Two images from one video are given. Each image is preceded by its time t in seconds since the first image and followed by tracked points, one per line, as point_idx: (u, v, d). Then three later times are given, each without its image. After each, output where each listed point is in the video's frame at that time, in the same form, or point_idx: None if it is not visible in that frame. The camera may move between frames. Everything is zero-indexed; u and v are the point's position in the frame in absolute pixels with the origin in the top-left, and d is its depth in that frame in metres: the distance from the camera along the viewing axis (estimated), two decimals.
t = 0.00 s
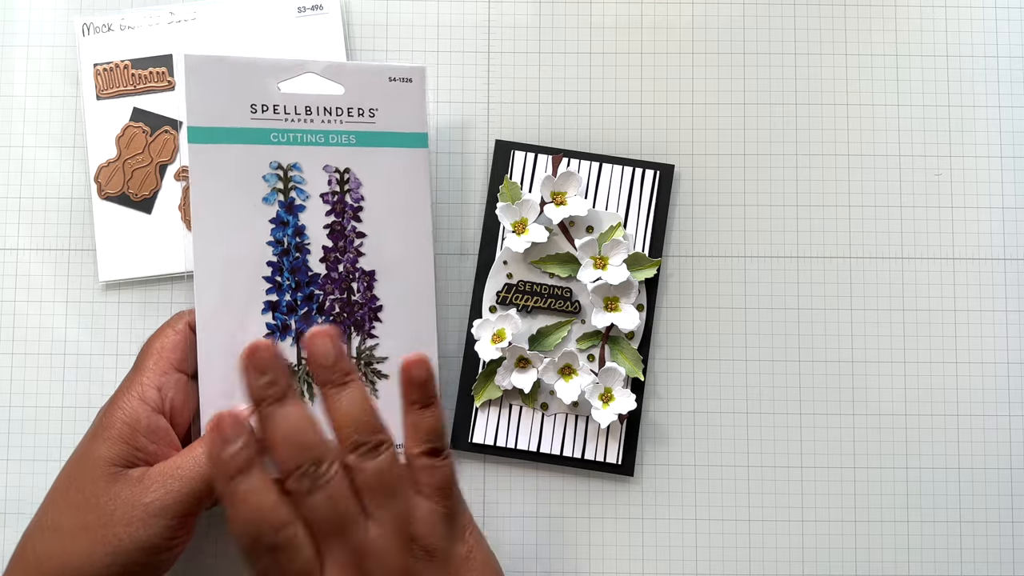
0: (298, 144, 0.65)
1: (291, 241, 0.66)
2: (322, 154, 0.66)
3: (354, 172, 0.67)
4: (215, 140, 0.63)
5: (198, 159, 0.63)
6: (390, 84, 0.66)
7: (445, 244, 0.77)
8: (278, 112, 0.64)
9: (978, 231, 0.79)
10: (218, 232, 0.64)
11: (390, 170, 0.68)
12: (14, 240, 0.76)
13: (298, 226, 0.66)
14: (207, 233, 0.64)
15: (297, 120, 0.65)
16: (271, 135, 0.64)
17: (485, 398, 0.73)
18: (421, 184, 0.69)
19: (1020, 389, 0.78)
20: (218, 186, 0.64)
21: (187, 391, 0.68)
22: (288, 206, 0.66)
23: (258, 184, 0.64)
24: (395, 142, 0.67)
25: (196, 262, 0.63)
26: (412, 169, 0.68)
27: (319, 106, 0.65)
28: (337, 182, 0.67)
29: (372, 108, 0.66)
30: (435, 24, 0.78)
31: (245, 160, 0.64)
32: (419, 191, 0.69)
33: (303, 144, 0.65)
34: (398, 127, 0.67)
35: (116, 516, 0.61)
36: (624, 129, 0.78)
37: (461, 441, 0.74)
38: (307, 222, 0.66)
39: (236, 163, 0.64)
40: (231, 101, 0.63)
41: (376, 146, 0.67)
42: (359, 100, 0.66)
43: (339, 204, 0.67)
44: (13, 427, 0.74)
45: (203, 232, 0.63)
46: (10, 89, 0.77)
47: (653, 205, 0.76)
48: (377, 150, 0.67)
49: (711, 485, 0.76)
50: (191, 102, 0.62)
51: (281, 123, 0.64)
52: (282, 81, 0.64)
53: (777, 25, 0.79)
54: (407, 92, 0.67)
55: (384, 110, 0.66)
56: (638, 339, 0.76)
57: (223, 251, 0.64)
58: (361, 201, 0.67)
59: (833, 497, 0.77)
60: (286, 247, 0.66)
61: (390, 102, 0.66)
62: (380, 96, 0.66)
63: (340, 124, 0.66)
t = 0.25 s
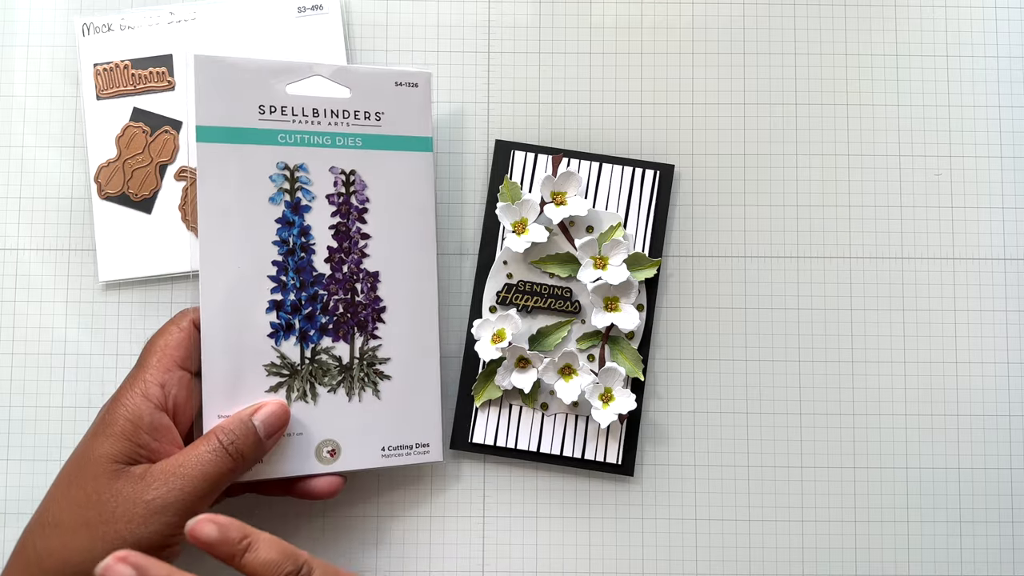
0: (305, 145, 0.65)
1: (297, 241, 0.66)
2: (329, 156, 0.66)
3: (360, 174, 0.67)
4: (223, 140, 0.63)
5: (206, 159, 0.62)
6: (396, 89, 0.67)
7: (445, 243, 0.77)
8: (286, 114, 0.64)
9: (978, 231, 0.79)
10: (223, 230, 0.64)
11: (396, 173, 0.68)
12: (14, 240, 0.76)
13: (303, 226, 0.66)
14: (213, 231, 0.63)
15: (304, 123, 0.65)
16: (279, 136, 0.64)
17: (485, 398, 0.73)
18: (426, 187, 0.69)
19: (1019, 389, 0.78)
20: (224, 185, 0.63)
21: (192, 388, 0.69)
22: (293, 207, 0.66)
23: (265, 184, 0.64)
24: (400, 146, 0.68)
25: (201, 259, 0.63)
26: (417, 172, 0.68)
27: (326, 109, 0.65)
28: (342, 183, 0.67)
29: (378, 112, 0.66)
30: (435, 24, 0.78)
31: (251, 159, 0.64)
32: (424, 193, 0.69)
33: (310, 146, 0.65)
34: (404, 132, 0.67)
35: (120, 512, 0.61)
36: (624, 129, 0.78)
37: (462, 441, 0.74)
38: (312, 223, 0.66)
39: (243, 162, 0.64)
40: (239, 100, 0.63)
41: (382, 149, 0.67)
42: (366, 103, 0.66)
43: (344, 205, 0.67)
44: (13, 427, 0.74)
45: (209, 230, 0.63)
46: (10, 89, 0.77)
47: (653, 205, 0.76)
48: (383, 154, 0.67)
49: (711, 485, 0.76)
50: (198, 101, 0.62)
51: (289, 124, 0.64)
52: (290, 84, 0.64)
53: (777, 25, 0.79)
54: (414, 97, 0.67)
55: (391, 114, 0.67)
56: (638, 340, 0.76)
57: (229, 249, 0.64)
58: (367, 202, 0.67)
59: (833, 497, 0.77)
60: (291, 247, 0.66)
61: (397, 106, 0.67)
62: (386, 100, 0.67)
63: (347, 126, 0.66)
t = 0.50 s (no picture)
0: (298, 144, 0.65)
1: (292, 239, 0.66)
2: (322, 154, 0.66)
3: (354, 172, 0.67)
4: (216, 140, 0.63)
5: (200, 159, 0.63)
6: (389, 86, 0.67)
7: (445, 243, 0.77)
8: (279, 113, 0.64)
9: (978, 231, 0.79)
10: (218, 229, 0.64)
11: (390, 171, 0.68)
12: (14, 240, 0.76)
13: (298, 224, 0.66)
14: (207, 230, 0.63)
15: (297, 122, 0.65)
16: (272, 135, 0.64)
17: (485, 398, 0.73)
18: (419, 184, 0.69)
19: (1020, 389, 0.78)
20: (218, 184, 0.63)
21: (188, 388, 0.69)
22: (288, 205, 0.66)
23: (259, 183, 0.64)
24: (394, 143, 0.67)
25: (196, 259, 0.63)
26: (412, 170, 0.68)
27: (319, 107, 0.65)
28: (337, 181, 0.67)
29: (371, 110, 0.66)
30: (435, 24, 0.78)
31: (244, 159, 0.64)
32: (419, 191, 0.69)
33: (302, 144, 0.65)
34: (398, 130, 0.67)
35: (117, 512, 0.61)
36: (624, 129, 0.78)
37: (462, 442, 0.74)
38: (307, 221, 0.66)
39: (236, 161, 0.64)
40: (232, 99, 0.63)
41: (376, 147, 0.67)
42: (359, 101, 0.66)
43: (339, 203, 0.67)
44: (13, 427, 0.74)
45: (203, 229, 0.63)
46: (10, 90, 0.77)
47: (653, 205, 0.76)
48: (377, 152, 0.67)
49: (711, 485, 0.76)
50: (192, 101, 0.62)
51: (282, 123, 0.64)
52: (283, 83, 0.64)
53: (777, 25, 0.79)
54: (407, 95, 0.67)
55: (384, 112, 0.67)
56: (638, 340, 0.76)
57: (223, 248, 0.64)
58: (361, 200, 0.67)
59: (833, 497, 0.77)
60: (286, 246, 0.66)
61: (391, 104, 0.67)
62: (380, 98, 0.66)
63: (341, 125, 0.66)
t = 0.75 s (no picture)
0: (297, 145, 0.65)
1: (290, 240, 0.66)
2: (321, 156, 0.66)
3: (352, 173, 0.67)
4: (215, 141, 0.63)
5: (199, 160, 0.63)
6: (387, 87, 0.67)
7: (445, 244, 0.77)
8: (277, 114, 0.64)
9: (978, 231, 0.79)
10: (216, 230, 0.64)
11: (388, 171, 0.68)
12: (14, 240, 0.76)
13: (296, 226, 0.66)
14: (207, 232, 0.63)
15: (295, 123, 0.64)
16: (270, 137, 0.64)
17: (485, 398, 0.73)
18: (417, 185, 0.69)
19: (1020, 389, 0.78)
20: (216, 185, 0.63)
21: (187, 390, 0.69)
22: (286, 207, 0.66)
23: (257, 184, 0.64)
24: (392, 144, 0.68)
25: (195, 260, 0.63)
26: (409, 171, 0.69)
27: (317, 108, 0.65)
28: (335, 182, 0.67)
29: (369, 110, 0.66)
30: (435, 24, 0.78)
31: (243, 160, 0.64)
32: (417, 192, 0.69)
33: (301, 146, 0.65)
34: (396, 131, 0.67)
35: (117, 514, 0.61)
36: (624, 129, 0.78)
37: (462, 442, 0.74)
38: (306, 222, 0.66)
39: (235, 163, 0.64)
40: (230, 100, 0.63)
41: (374, 148, 0.67)
42: (357, 102, 0.66)
43: (337, 203, 0.67)
44: (13, 427, 0.74)
45: (202, 231, 0.63)
46: (11, 90, 0.77)
47: (653, 205, 0.76)
48: (375, 152, 0.67)
49: (711, 485, 0.76)
50: (190, 101, 0.62)
51: (280, 125, 0.64)
52: (280, 83, 0.64)
53: (777, 25, 0.79)
54: (405, 95, 0.67)
55: (381, 113, 0.67)
56: (638, 340, 0.76)
57: (222, 250, 0.64)
58: (360, 201, 0.68)
59: (833, 497, 0.77)
60: (285, 247, 0.66)
61: (388, 105, 0.67)
62: (378, 98, 0.66)
63: (338, 125, 0.66)
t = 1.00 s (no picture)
0: (292, 146, 0.65)
1: (286, 242, 0.66)
2: (316, 156, 0.66)
3: (349, 173, 0.67)
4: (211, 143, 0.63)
5: (194, 163, 0.63)
6: (383, 88, 0.66)
7: (445, 244, 0.77)
8: (272, 115, 0.64)
9: (978, 231, 0.79)
10: (212, 232, 0.64)
11: (385, 171, 0.68)
12: (14, 240, 0.76)
13: (292, 227, 0.66)
14: (202, 234, 0.64)
15: (290, 123, 0.65)
16: (265, 138, 0.64)
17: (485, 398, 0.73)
18: (415, 185, 0.69)
19: (1020, 389, 0.78)
20: (212, 187, 0.64)
21: (183, 391, 0.68)
22: (282, 208, 0.66)
23: (252, 186, 0.65)
24: (389, 144, 0.67)
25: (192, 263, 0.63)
26: (407, 171, 0.68)
27: (313, 109, 0.65)
28: (331, 183, 0.67)
29: (365, 111, 0.66)
30: (435, 24, 0.78)
31: (239, 162, 0.64)
32: (414, 192, 0.69)
33: (296, 146, 0.65)
34: (393, 130, 0.67)
35: (113, 516, 0.61)
36: (624, 129, 0.78)
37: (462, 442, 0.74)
38: (302, 223, 0.66)
39: (230, 165, 0.64)
40: (225, 103, 0.63)
41: (370, 148, 0.67)
42: (353, 103, 0.66)
43: (333, 205, 0.67)
44: (13, 427, 0.74)
45: (198, 233, 0.64)
46: (11, 90, 0.77)
47: (653, 205, 0.76)
48: (372, 152, 0.67)
49: (711, 485, 0.76)
50: (186, 104, 0.62)
51: (275, 126, 0.64)
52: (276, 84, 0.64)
53: (777, 25, 0.79)
54: (400, 95, 0.67)
55: (377, 113, 0.66)
56: (638, 340, 0.76)
57: (217, 251, 0.64)
58: (356, 202, 0.67)
59: (833, 497, 0.77)
60: (280, 248, 0.66)
61: (384, 105, 0.67)
62: (374, 98, 0.66)
63: (334, 126, 0.66)
